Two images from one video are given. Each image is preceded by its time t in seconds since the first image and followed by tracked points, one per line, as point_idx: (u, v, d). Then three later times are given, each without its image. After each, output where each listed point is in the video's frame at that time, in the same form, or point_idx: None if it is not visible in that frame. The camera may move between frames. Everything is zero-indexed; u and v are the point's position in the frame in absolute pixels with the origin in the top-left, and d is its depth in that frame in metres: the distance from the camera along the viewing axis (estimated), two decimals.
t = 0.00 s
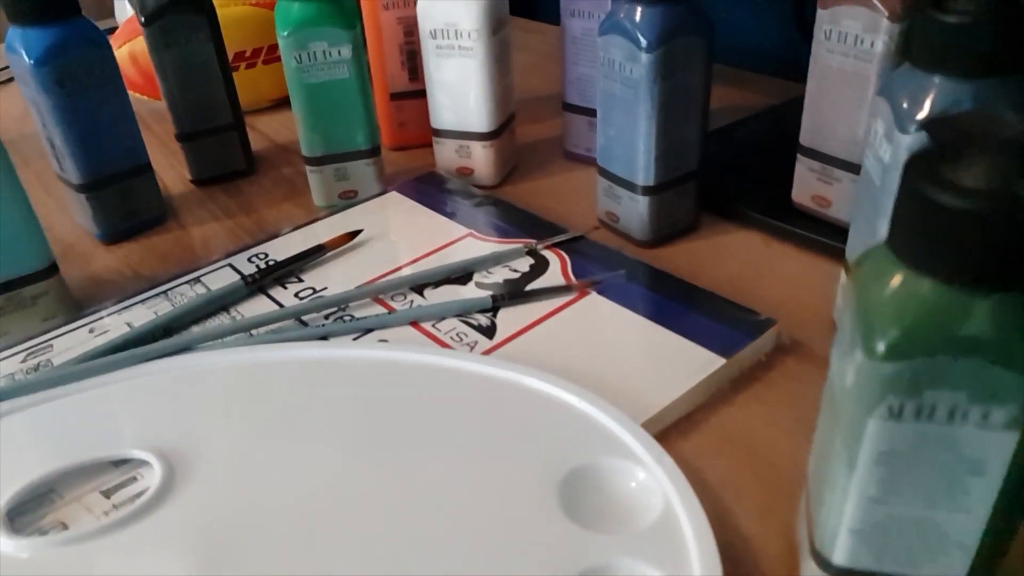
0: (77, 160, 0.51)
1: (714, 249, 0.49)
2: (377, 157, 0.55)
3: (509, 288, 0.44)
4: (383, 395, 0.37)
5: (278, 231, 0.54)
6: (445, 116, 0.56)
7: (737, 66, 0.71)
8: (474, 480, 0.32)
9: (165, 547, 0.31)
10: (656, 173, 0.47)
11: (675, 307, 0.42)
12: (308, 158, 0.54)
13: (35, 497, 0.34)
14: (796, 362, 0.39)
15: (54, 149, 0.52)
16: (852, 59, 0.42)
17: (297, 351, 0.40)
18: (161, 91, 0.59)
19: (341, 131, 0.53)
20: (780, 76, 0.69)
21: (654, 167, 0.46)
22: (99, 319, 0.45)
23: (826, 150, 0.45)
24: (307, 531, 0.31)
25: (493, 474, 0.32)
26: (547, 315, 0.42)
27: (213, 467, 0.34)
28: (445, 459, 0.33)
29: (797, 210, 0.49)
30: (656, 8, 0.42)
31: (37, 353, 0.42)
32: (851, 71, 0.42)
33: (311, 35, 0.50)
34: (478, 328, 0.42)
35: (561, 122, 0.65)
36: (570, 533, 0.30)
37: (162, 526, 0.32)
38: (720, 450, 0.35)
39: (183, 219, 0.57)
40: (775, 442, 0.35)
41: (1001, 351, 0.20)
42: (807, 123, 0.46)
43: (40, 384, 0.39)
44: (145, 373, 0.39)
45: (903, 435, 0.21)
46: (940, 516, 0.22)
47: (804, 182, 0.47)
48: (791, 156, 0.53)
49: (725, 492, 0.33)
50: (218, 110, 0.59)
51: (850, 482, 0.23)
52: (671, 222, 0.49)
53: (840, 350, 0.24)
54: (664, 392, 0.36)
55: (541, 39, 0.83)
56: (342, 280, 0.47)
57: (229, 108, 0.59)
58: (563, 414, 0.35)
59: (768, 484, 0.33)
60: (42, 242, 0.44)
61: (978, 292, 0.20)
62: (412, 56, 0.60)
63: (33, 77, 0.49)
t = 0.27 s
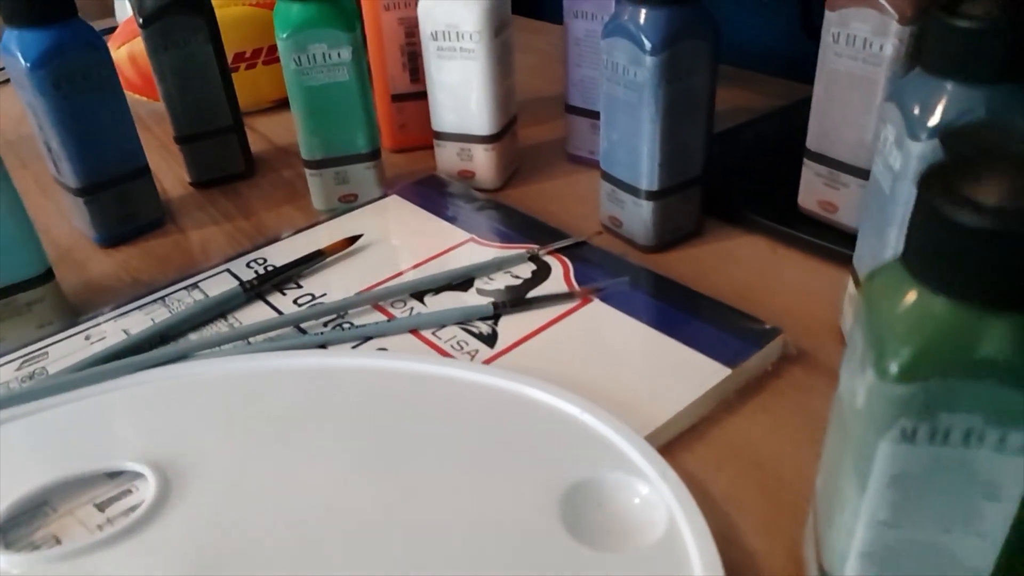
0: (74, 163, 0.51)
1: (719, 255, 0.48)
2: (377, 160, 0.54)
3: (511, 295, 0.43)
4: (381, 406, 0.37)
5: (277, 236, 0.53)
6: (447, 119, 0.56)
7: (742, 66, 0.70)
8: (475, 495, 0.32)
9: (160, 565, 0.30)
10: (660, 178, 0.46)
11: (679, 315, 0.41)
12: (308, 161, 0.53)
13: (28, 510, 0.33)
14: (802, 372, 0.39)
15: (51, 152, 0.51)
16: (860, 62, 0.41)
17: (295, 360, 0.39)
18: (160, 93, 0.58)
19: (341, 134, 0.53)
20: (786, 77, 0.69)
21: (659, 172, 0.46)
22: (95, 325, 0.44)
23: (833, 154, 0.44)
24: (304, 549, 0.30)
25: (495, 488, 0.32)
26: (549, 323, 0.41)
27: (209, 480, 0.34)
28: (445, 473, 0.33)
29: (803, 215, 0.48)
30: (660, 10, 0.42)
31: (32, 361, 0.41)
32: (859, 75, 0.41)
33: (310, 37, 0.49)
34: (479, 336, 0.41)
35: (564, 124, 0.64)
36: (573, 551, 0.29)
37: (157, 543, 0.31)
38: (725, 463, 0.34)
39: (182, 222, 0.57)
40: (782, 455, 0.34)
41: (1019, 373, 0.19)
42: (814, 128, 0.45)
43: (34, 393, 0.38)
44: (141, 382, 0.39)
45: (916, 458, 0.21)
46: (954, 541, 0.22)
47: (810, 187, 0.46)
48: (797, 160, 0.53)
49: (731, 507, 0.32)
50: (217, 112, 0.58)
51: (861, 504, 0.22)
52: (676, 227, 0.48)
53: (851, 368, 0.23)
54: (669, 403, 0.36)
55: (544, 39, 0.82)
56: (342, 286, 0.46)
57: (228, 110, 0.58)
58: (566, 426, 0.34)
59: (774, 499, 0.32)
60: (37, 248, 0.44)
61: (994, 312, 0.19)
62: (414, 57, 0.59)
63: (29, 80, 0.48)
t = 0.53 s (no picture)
0: (76, 168, 0.50)
1: (730, 262, 0.47)
2: (382, 164, 0.53)
3: (517, 304, 0.43)
4: (384, 419, 0.36)
5: (281, 241, 0.52)
6: (453, 123, 0.55)
7: (753, 67, 0.69)
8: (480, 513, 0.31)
9: None
10: (670, 184, 0.45)
11: (689, 325, 0.40)
12: (312, 165, 0.52)
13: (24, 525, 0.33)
14: (815, 385, 0.38)
15: (54, 157, 0.51)
16: (876, 66, 0.40)
17: (297, 370, 0.39)
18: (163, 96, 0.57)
19: (346, 138, 0.52)
20: (797, 78, 0.68)
21: (668, 178, 0.45)
22: (96, 333, 0.43)
23: (847, 160, 0.44)
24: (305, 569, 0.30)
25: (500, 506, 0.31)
26: (556, 332, 0.40)
27: (210, 495, 0.33)
28: (450, 489, 0.32)
29: (816, 222, 0.47)
30: (671, 13, 0.41)
31: (32, 370, 0.41)
32: (874, 79, 0.40)
33: (314, 41, 0.48)
34: (484, 346, 0.40)
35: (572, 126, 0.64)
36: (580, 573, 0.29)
37: (155, 561, 0.31)
38: (736, 479, 0.33)
39: (185, 227, 0.56)
40: (794, 471, 0.33)
41: None
42: (827, 133, 0.44)
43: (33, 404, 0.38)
44: (141, 393, 0.38)
45: (938, 488, 0.20)
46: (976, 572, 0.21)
47: (823, 193, 0.45)
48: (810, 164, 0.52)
49: (742, 526, 0.31)
50: (220, 115, 0.58)
51: (878, 534, 0.21)
52: (686, 233, 0.47)
53: (869, 391, 0.22)
54: (678, 417, 0.35)
55: (552, 39, 0.82)
56: (346, 294, 0.45)
57: (232, 113, 0.58)
58: (572, 440, 0.33)
59: (786, 517, 0.32)
60: (38, 255, 0.43)
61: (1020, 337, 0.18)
62: (420, 59, 0.58)
63: (30, 84, 0.48)
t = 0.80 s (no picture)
0: (76, 171, 0.50)
1: (737, 271, 0.46)
2: (385, 168, 0.53)
3: (520, 312, 0.42)
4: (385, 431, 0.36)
5: (282, 246, 0.52)
6: (457, 126, 0.54)
7: (762, 70, 0.69)
8: (482, 531, 0.31)
9: None
10: (676, 191, 0.44)
11: (694, 336, 0.40)
12: (314, 169, 0.52)
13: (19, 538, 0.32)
14: (823, 399, 0.37)
15: (53, 160, 0.50)
16: (887, 74, 0.39)
17: (297, 380, 0.38)
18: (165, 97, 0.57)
19: (348, 142, 0.51)
20: (806, 81, 0.67)
21: (674, 185, 0.44)
22: (94, 339, 0.43)
23: (857, 168, 0.43)
24: None
25: (502, 524, 0.31)
26: (560, 342, 0.40)
27: (208, 509, 0.33)
28: (452, 505, 0.32)
29: (824, 230, 0.46)
30: (677, 19, 0.40)
31: (29, 377, 0.40)
32: (885, 87, 0.40)
33: (317, 43, 0.48)
34: (487, 356, 0.40)
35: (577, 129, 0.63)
36: None
37: None
38: (742, 496, 0.33)
39: (186, 230, 0.56)
40: (802, 488, 0.33)
41: None
42: (836, 140, 0.43)
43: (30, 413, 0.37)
44: (138, 402, 0.38)
45: (953, 518, 0.20)
46: None
47: (832, 202, 0.45)
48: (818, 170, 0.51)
49: (749, 545, 0.31)
50: (222, 117, 0.57)
51: (891, 561, 0.21)
52: (692, 241, 0.47)
53: (880, 415, 0.22)
54: (684, 432, 0.34)
55: (558, 39, 0.81)
56: (347, 301, 0.45)
57: (233, 115, 0.57)
58: (576, 455, 0.33)
59: (793, 537, 0.31)
60: (35, 260, 0.43)
61: None
62: (423, 62, 0.58)
63: (30, 86, 0.47)
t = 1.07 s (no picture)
0: (73, 173, 0.49)
1: (740, 280, 0.46)
2: (386, 172, 0.52)
3: (520, 321, 0.42)
4: (382, 444, 0.35)
5: (281, 250, 0.51)
6: (458, 130, 0.54)
7: (767, 73, 0.68)
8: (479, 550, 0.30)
9: None
10: (680, 199, 0.44)
11: (697, 348, 0.39)
12: (314, 173, 0.51)
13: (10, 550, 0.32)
14: (827, 414, 0.37)
15: (51, 161, 0.50)
16: (896, 83, 0.39)
17: (293, 390, 0.38)
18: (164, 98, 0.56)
19: (349, 146, 0.51)
20: (813, 85, 0.66)
21: (678, 193, 0.44)
22: (89, 345, 0.43)
23: (863, 178, 0.42)
24: None
25: (501, 542, 0.30)
26: (560, 353, 0.39)
27: (202, 523, 0.32)
28: (449, 522, 0.31)
29: (830, 240, 0.46)
30: (683, 25, 0.40)
31: (23, 383, 0.40)
32: (894, 96, 0.39)
33: (317, 46, 0.47)
34: (486, 366, 0.39)
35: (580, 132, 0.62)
36: None
37: None
38: (744, 513, 0.32)
39: (184, 232, 0.55)
40: (805, 506, 0.32)
41: None
42: (843, 149, 0.43)
43: (23, 421, 0.37)
44: (133, 412, 0.37)
45: (962, 549, 0.20)
46: None
47: (838, 212, 0.44)
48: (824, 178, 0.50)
49: (751, 564, 0.30)
50: (222, 118, 0.56)
51: None
52: (695, 249, 0.46)
53: (888, 443, 0.22)
54: (685, 447, 0.34)
55: (561, 40, 0.80)
56: (345, 308, 0.44)
57: (233, 117, 0.57)
58: (575, 471, 0.32)
59: (796, 556, 0.30)
60: (30, 264, 0.42)
61: None
62: (425, 64, 0.57)
63: (26, 87, 0.47)
